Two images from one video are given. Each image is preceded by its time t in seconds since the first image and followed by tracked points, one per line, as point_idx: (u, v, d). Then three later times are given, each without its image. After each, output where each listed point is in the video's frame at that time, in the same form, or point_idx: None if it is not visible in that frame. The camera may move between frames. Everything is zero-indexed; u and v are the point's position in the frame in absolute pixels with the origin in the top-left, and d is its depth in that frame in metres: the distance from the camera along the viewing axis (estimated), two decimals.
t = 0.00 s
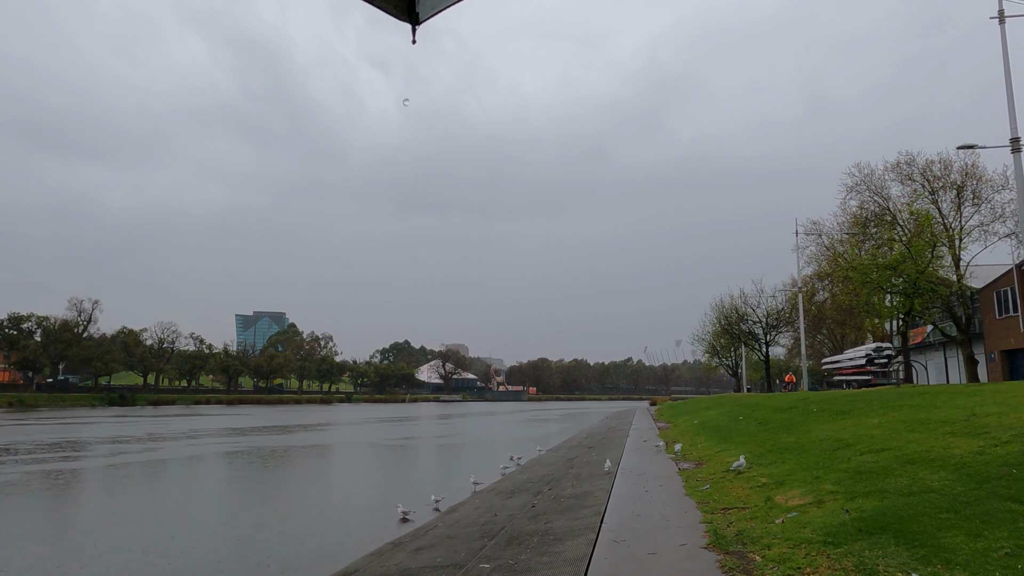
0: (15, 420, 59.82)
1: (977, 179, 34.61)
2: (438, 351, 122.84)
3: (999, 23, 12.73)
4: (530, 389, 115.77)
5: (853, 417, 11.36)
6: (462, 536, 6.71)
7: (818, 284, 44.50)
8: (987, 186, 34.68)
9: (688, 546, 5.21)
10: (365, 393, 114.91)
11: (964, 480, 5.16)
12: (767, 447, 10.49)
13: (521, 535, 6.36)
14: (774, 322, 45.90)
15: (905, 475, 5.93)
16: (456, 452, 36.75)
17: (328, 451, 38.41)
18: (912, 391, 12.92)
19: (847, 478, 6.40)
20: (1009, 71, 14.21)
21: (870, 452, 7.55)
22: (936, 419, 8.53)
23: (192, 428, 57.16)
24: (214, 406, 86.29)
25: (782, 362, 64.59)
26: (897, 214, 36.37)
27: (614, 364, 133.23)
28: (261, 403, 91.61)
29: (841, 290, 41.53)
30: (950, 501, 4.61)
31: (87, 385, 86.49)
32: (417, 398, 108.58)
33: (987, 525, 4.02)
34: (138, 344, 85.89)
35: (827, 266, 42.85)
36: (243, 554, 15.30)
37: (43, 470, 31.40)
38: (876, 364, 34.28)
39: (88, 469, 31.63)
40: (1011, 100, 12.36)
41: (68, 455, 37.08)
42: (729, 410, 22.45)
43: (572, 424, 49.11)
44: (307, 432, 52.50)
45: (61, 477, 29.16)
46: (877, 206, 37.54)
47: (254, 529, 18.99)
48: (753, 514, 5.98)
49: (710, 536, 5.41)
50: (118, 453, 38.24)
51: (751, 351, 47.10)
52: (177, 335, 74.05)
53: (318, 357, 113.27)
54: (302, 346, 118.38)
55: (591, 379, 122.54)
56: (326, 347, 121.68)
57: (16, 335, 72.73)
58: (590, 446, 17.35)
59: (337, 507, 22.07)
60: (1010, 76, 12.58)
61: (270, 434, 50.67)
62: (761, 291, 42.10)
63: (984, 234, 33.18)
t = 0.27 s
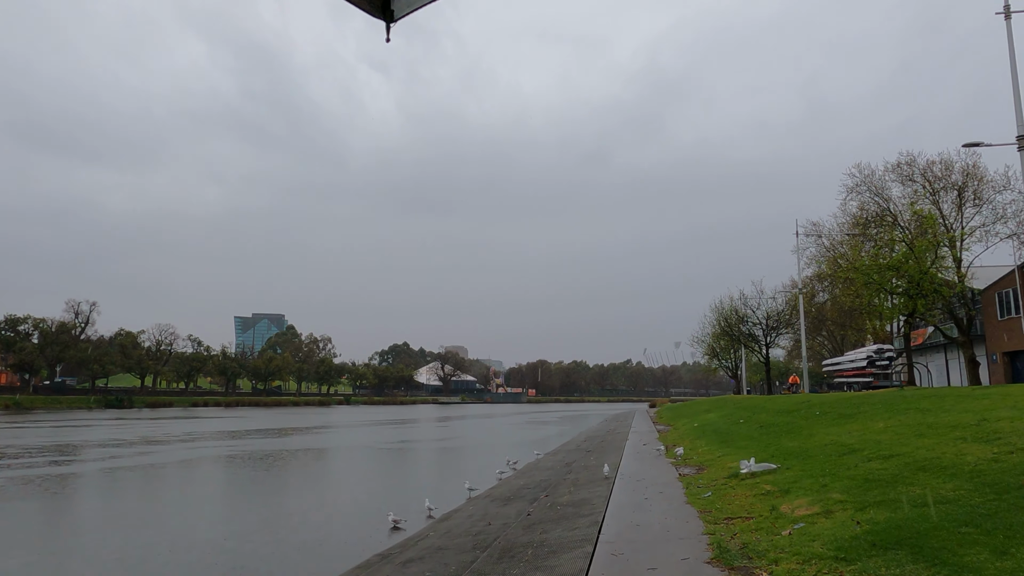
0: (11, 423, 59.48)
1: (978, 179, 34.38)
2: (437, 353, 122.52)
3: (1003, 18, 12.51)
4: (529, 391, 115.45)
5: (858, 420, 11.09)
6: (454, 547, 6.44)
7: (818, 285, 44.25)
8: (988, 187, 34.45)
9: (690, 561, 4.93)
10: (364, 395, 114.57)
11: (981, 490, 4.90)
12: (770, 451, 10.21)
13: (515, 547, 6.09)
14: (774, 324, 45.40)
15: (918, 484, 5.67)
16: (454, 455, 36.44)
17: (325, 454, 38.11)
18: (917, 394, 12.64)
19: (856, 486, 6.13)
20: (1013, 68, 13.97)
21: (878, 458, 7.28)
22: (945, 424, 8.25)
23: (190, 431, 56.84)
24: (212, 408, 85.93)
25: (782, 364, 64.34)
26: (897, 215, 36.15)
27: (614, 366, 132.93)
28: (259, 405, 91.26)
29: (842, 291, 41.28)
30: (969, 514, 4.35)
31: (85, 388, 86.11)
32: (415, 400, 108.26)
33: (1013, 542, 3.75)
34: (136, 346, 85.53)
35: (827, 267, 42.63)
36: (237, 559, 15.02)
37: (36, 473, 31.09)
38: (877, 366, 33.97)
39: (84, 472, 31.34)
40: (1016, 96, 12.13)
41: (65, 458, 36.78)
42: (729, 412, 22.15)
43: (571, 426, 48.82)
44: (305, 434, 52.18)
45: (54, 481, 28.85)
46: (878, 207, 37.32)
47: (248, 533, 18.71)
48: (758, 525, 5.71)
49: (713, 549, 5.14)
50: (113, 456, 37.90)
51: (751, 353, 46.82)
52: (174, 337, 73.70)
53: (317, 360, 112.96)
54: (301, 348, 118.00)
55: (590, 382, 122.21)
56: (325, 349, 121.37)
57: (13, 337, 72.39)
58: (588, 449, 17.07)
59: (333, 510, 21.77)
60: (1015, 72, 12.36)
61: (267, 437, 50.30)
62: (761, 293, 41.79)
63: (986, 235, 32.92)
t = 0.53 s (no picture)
0: (10, 422, 59.31)
1: (983, 176, 34.06)
2: (438, 352, 122.28)
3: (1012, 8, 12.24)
4: (530, 390, 115.13)
5: (865, 419, 10.80)
6: (447, 552, 6.17)
7: (821, 283, 43.94)
8: (993, 184, 34.09)
9: (695, 568, 4.65)
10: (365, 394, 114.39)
11: (1005, 493, 4.61)
12: (775, 451, 9.92)
13: (511, 552, 5.82)
14: (777, 322, 45.05)
15: (935, 485, 5.38)
16: (455, 454, 36.17)
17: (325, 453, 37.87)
18: (925, 392, 12.34)
19: (869, 488, 5.84)
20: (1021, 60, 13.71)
21: (889, 458, 6.99)
22: (958, 423, 7.96)
23: (190, 429, 56.69)
24: (212, 407, 85.76)
25: (784, 363, 64.00)
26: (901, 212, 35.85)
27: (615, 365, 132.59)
28: (260, 404, 91.06)
29: (845, 289, 40.97)
30: (996, 519, 4.06)
31: (85, 387, 86.01)
32: (416, 400, 108.04)
33: None
34: (136, 345, 85.36)
35: (830, 265, 42.32)
36: (233, 558, 14.77)
37: (34, 472, 30.87)
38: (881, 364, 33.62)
39: (84, 471, 31.16)
40: None
41: (64, 458, 36.57)
42: (732, 411, 21.84)
43: (572, 426, 48.53)
44: (306, 433, 51.95)
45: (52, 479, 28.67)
46: (881, 205, 37.03)
47: (245, 532, 18.48)
48: (767, 529, 5.42)
49: (720, 554, 4.85)
50: (112, 455, 37.72)
51: (753, 351, 46.46)
52: (175, 336, 73.53)
53: (318, 359, 112.75)
54: (301, 347, 117.81)
55: (591, 381, 121.96)
56: (326, 348, 121.22)
57: (13, 335, 72.24)
58: (589, 449, 16.76)
59: (331, 509, 21.51)
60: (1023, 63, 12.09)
61: (267, 436, 50.05)
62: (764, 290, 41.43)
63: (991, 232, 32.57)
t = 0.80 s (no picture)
0: (10, 421, 59.27)
1: (988, 172, 33.74)
2: (439, 350, 122.16)
3: None
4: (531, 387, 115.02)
5: (872, 419, 10.55)
6: (440, 559, 5.95)
7: (824, 281, 43.63)
8: (998, 181, 33.73)
9: None
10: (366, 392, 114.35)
11: None
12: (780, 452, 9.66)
13: (506, 559, 5.59)
14: (779, 320, 44.73)
15: (950, 490, 5.13)
16: (455, 452, 35.95)
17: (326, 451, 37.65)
18: (933, 391, 12.08)
19: (880, 493, 5.58)
20: None
21: (901, 461, 6.72)
22: (970, 424, 7.70)
23: (190, 428, 56.56)
24: (213, 405, 85.68)
25: (786, 361, 63.75)
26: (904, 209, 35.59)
27: (617, 362, 132.30)
28: (261, 402, 91.03)
29: (848, 286, 40.69)
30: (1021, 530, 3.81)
31: (86, 385, 85.99)
32: (417, 398, 107.99)
33: None
34: (136, 343, 85.29)
35: (833, 262, 42.05)
36: (230, 558, 14.56)
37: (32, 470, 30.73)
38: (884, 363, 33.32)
39: (84, 469, 31.01)
40: None
41: (64, 456, 36.45)
42: (736, 409, 21.60)
43: (573, 424, 48.31)
44: (306, 432, 51.77)
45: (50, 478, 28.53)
46: (885, 202, 36.78)
47: (243, 530, 18.29)
48: (773, 536, 5.19)
49: (726, 565, 4.60)
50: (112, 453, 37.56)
51: (756, 349, 46.18)
52: (175, 333, 73.53)
53: (319, 356, 112.70)
54: (302, 346, 117.78)
55: (593, 379, 121.68)
56: (327, 346, 121.22)
57: (13, 334, 72.21)
58: (590, 449, 16.52)
59: (330, 508, 21.31)
60: None
61: (267, 434, 49.89)
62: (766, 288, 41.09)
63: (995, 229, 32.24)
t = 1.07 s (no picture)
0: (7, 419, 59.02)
1: (990, 169, 33.48)
2: (439, 348, 121.98)
3: None
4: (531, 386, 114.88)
5: (877, 417, 10.30)
6: (428, 562, 5.68)
7: (824, 279, 43.40)
8: (1000, 177, 33.48)
9: None
10: (365, 391, 114.14)
11: None
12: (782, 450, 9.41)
13: (497, 562, 5.33)
14: (779, 318, 44.46)
15: (964, 489, 4.88)
16: (453, 451, 35.71)
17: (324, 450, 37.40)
18: (938, 389, 11.82)
19: (889, 492, 5.34)
20: None
21: (909, 459, 6.48)
22: (979, 421, 7.45)
23: (188, 426, 56.34)
24: (212, 403, 85.43)
25: (786, 359, 63.56)
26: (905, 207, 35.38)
27: (617, 361, 132.16)
28: (260, 401, 90.80)
29: (849, 283, 40.46)
30: None
31: (84, 383, 85.76)
32: (416, 396, 107.80)
33: None
34: (135, 342, 85.04)
35: (833, 260, 41.82)
36: (224, 556, 14.32)
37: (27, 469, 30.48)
38: (886, 360, 33.06)
39: (80, 468, 30.79)
40: None
41: (61, 454, 36.23)
42: (736, 407, 21.33)
43: (572, 422, 48.08)
44: (305, 430, 51.54)
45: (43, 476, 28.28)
46: (886, 199, 36.56)
47: (237, 529, 18.07)
48: (777, 537, 4.93)
49: (729, 568, 4.35)
50: (109, 451, 37.30)
51: (756, 347, 45.96)
52: (174, 331, 73.29)
53: (318, 355, 112.46)
54: (301, 344, 117.52)
55: (593, 378, 121.37)
56: (326, 345, 121.00)
57: (10, 332, 71.94)
58: (588, 447, 16.26)
59: (326, 506, 21.06)
60: None
61: (265, 432, 49.64)
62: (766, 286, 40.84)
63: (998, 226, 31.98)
